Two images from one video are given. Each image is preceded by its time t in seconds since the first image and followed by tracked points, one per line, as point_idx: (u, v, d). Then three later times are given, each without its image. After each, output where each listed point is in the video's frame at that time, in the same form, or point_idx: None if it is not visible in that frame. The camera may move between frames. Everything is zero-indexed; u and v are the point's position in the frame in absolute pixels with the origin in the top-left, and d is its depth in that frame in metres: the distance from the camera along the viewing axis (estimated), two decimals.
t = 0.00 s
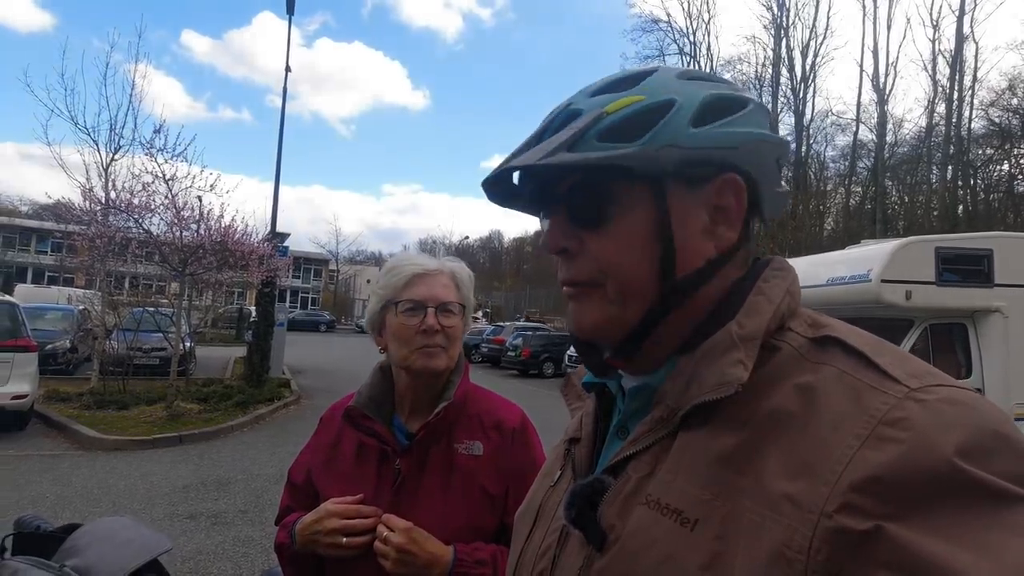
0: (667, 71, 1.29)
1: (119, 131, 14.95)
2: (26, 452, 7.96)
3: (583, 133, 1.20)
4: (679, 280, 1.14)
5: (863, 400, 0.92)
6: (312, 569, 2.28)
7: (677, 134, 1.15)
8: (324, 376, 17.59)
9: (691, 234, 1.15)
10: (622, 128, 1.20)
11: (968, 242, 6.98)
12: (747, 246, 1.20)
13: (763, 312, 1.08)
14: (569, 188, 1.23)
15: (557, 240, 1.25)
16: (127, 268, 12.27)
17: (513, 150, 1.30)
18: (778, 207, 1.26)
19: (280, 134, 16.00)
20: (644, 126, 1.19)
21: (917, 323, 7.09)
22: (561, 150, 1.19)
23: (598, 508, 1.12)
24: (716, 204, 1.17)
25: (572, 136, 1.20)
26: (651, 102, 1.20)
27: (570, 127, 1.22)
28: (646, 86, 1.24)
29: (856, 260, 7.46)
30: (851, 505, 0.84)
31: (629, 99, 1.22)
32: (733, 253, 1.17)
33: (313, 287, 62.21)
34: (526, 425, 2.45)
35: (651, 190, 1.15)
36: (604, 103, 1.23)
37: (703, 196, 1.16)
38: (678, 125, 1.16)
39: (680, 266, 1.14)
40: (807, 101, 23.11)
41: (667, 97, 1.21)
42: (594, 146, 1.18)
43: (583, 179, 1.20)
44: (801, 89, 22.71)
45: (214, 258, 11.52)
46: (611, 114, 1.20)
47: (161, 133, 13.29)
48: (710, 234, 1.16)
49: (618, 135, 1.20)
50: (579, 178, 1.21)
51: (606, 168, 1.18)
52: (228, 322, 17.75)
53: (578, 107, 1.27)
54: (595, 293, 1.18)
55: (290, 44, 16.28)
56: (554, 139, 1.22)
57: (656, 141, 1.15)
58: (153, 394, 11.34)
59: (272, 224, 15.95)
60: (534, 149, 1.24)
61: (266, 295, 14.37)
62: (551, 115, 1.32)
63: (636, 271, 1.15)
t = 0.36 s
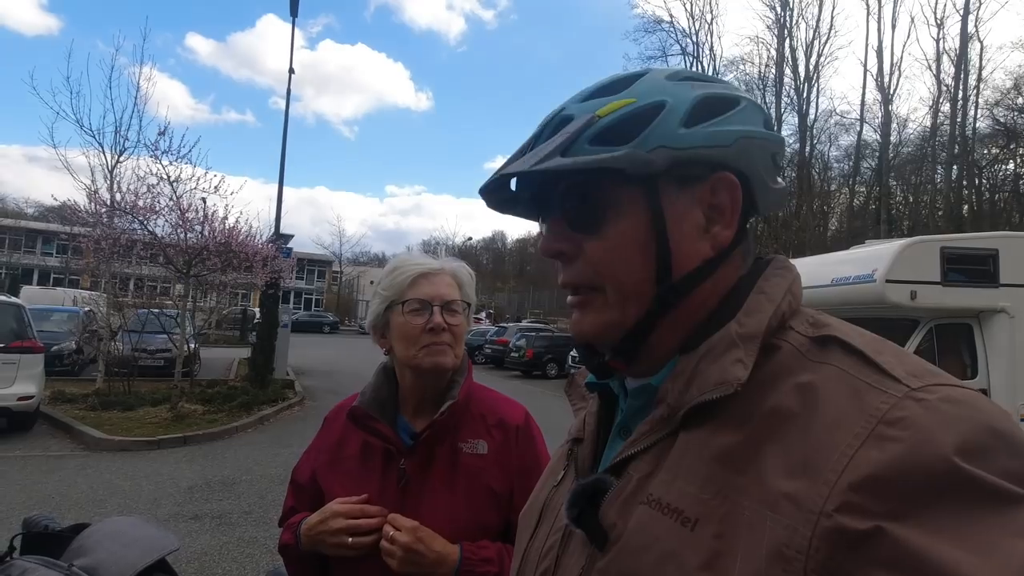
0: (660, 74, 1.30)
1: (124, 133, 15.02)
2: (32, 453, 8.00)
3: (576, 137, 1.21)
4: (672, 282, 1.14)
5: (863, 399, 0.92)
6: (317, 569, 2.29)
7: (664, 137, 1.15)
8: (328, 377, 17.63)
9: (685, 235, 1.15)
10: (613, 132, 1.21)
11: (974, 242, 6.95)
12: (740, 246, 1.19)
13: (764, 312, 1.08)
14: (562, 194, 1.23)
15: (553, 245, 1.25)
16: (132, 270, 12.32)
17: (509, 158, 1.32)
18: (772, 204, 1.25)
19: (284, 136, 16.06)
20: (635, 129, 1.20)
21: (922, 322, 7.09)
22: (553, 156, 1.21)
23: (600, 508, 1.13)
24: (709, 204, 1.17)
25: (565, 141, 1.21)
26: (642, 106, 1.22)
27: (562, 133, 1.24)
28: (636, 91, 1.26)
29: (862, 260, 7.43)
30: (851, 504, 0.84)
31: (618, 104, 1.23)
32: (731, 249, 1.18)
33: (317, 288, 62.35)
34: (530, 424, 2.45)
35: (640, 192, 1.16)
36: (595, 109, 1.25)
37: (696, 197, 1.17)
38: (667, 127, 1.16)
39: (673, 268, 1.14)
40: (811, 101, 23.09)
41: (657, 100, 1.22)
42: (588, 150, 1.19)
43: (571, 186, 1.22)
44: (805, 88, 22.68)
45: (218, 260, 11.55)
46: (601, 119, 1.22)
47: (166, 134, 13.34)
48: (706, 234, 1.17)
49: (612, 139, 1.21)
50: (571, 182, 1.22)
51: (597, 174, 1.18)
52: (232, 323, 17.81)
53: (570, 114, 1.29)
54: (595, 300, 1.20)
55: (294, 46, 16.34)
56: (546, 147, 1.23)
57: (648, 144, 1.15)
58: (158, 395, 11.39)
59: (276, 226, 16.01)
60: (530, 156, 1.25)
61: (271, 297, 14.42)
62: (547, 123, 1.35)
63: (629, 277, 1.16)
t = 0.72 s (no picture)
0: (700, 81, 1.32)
1: (124, 134, 15.02)
2: (32, 454, 7.99)
3: (647, 110, 1.17)
4: (724, 274, 1.14)
5: (876, 399, 0.91)
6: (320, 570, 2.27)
7: (727, 131, 1.17)
8: (328, 377, 17.61)
9: (732, 226, 1.17)
10: (678, 116, 1.19)
11: (975, 242, 6.94)
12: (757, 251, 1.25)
13: (775, 312, 1.07)
14: (621, 172, 1.19)
15: (606, 224, 1.19)
16: (132, 270, 12.30)
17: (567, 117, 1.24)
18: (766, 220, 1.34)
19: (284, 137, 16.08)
20: (697, 120, 1.20)
21: (924, 323, 7.08)
22: (628, 123, 1.15)
23: (606, 508, 1.12)
24: (741, 206, 1.21)
25: (638, 112, 1.16)
26: (702, 97, 1.21)
27: (633, 102, 1.19)
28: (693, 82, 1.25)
29: (863, 260, 7.41)
30: (864, 505, 0.83)
31: (682, 89, 1.21)
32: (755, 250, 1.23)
33: (317, 289, 62.35)
34: (533, 425, 2.44)
35: (702, 179, 1.16)
36: (660, 87, 1.22)
37: (735, 193, 1.19)
38: (727, 123, 1.18)
39: (727, 261, 1.14)
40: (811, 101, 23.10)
41: (713, 97, 1.22)
42: (661, 126, 1.15)
43: (630, 162, 1.18)
44: (805, 89, 22.70)
45: (218, 260, 11.55)
46: (671, 99, 1.19)
47: (166, 135, 13.34)
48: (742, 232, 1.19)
49: (677, 122, 1.19)
50: (632, 160, 1.18)
51: (664, 151, 1.16)
52: (232, 324, 17.81)
53: (631, 89, 1.24)
54: (645, 286, 1.15)
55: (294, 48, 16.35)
56: (617, 114, 1.18)
57: (715, 133, 1.16)
58: (158, 395, 11.38)
59: (276, 226, 16.02)
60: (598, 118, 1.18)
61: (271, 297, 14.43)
62: (598, 93, 1.26)
63: (695, 262, 1.13)
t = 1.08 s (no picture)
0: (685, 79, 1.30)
1: (120, 132, 14.97)
2: (28, 452, 7.95)
3: (648, 130, 1.14)
4: (732, 281, 1.17)
5: (883, 401, 0.90)
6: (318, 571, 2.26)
7: (726, 137, 1.17)
8: (325, 376, 17.58)
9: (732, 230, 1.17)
10: (678, 129, 1.17)
11: (971, 242, 6.95)
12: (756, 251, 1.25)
13: (780, 314, 1.05)
14: (627, 195, 1.16)
15: (613, 250, 1.17)
16: (128, 268, 12.25)
17: (561, 145, 1.18)
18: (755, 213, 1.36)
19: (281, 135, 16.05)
20: (699, 125, 1.18)
21: (921, 322, 7.07)
22: (633, 147, 1.12)
23: (607, 512, 1.10)
24: (739, 207, 1.21)
25: (639, 134, 1.13)
26: (700, 103, 1.19)
27: (631, 122, 1.15)
28: (686, 87, 1.22)
29: (860, 260, 7.41)
30: (871, 508, 0.82)
31: (679, 98, 1.19)
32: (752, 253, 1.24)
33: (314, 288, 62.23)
34: (532, 426, 2.43)
35: (704, 192, 1.15)
36: (655, 97, 1.19)
37: (733, 197, 1.19)
38: (725, 130, 1.18)
39: (735, 267, 1.17)
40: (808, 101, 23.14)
41: (708, 100, 1.21)
42: (665, 145, 1.13)
43: (638, 178, 1.16)
44: (802, 89, 22.74)
45: (215, 259, 11.51)
46: (670, 110, 1.16)
47: (163, 133, 13.29)
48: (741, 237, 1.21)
49: (677, 135, 1.17)
50: (635, 180, 1.16)
51: (672, 167, 1.14)
52: (228, 323, 17.76)
53: (625, 102, 1.20)
54: (655, 310, 1.14)
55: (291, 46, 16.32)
56: (622, 133, 1.14)
57: (716, 142, 1.15)
58: (154, 394, 11.34)
59: (273, 225, 15.98)
60: (597, 145, 1.14)
61: (268, 296, 14.38)
62: (590, 108, 1.21)
63: (705, 278, 1.14)
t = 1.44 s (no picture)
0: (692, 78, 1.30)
1: (116, 130, 14.94)
2: (24, 451, 7.93)
3: (651, 120, 1.14)
4: (729, 281, 1.17)
5: (876, 403, 0.90)
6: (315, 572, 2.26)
7: (728, 137, 1.18)
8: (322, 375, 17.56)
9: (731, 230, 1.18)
10: (681, 123, 1.17)
11: (967, 243, 6.98)
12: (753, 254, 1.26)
13: (774, 316, 1.06)
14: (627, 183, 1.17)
15: (610, 238, 1.18)
16: (124, 267, 12.21)
17: (564, 130, 1.20)
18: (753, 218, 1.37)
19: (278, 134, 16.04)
20: (701, 123, 1.19)
21: (917, 322, 7.06)
22: (635, 135, 1.13)
23: (601, 514, 1.10)
24: (738, 209, 1.21)
25: (643, 122, 1.14)
26: (703, 100, 1.20)
27: (635, 111, 1.16)
28: (692, 84, 1.23)
29: (856, 260, 7.43)
30: (864, 511, 0.82)
31: (684, 94, 1.19)
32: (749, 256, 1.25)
33: (312, 287, 62.16)
34: (530, 427, 2.43)
35: (705, 188, 1.16)
36: (661, 91, 1.19)
37: (733, 198, 1.20)
38: (728, 130, 1.18)
39: (732, 267, 1.17)
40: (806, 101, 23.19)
41: (712, 99, 1.21)
42: (666, 135, 1.13)
43: (638, 171, 1.16)
44: (799, 89, 22.78)
45: (212, 257, 11.48)
46: (674, 104, 1.17)
47: (160, 131, 13.27)
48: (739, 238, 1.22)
49: (680, 128, 1.17)
50: (636, 170, 1.16)
51: (674, 159, 1.15)
52: (225, 321, 17.71)
53: (631, 93, 1.20)
54: (649, 299, 1.14)
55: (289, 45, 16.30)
56: (626, 120, 1.15)
57: (717, 139, 1.16)
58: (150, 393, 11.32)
59: (270, 223, 15.97)
60: (601, 131, 1.15)
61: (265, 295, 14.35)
62: (596, 98, 1.22)
63: (701, 273, 1.14)
